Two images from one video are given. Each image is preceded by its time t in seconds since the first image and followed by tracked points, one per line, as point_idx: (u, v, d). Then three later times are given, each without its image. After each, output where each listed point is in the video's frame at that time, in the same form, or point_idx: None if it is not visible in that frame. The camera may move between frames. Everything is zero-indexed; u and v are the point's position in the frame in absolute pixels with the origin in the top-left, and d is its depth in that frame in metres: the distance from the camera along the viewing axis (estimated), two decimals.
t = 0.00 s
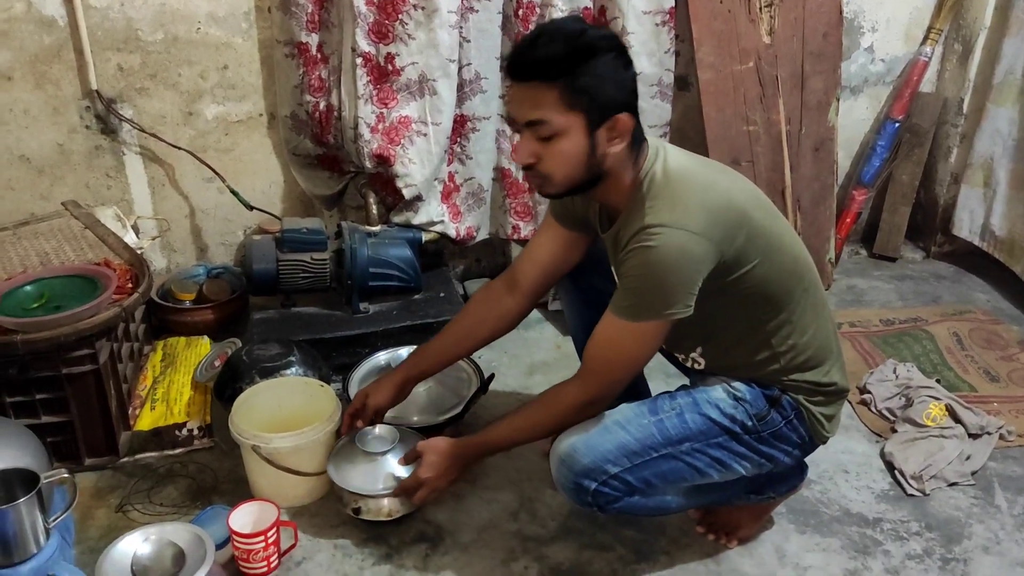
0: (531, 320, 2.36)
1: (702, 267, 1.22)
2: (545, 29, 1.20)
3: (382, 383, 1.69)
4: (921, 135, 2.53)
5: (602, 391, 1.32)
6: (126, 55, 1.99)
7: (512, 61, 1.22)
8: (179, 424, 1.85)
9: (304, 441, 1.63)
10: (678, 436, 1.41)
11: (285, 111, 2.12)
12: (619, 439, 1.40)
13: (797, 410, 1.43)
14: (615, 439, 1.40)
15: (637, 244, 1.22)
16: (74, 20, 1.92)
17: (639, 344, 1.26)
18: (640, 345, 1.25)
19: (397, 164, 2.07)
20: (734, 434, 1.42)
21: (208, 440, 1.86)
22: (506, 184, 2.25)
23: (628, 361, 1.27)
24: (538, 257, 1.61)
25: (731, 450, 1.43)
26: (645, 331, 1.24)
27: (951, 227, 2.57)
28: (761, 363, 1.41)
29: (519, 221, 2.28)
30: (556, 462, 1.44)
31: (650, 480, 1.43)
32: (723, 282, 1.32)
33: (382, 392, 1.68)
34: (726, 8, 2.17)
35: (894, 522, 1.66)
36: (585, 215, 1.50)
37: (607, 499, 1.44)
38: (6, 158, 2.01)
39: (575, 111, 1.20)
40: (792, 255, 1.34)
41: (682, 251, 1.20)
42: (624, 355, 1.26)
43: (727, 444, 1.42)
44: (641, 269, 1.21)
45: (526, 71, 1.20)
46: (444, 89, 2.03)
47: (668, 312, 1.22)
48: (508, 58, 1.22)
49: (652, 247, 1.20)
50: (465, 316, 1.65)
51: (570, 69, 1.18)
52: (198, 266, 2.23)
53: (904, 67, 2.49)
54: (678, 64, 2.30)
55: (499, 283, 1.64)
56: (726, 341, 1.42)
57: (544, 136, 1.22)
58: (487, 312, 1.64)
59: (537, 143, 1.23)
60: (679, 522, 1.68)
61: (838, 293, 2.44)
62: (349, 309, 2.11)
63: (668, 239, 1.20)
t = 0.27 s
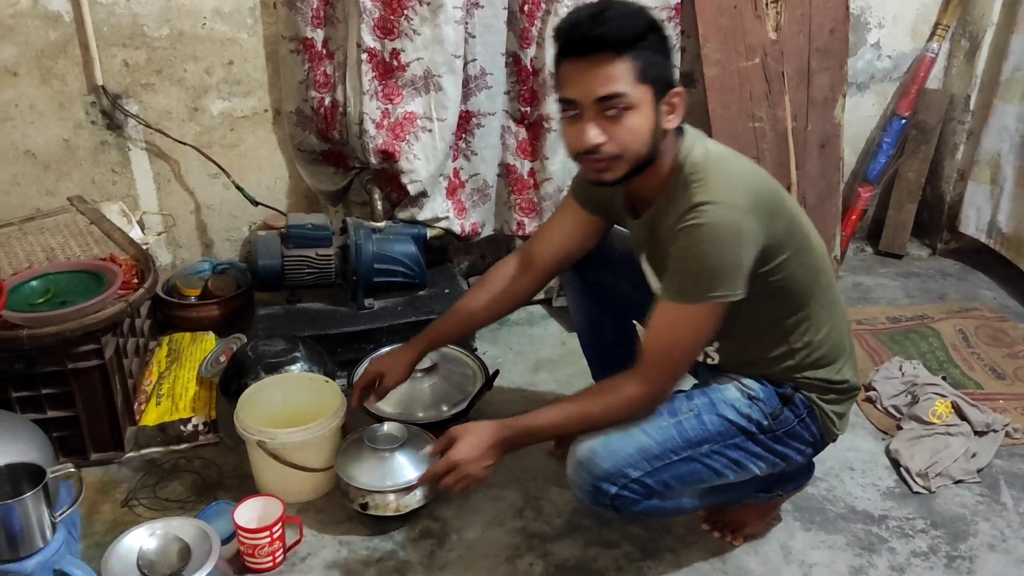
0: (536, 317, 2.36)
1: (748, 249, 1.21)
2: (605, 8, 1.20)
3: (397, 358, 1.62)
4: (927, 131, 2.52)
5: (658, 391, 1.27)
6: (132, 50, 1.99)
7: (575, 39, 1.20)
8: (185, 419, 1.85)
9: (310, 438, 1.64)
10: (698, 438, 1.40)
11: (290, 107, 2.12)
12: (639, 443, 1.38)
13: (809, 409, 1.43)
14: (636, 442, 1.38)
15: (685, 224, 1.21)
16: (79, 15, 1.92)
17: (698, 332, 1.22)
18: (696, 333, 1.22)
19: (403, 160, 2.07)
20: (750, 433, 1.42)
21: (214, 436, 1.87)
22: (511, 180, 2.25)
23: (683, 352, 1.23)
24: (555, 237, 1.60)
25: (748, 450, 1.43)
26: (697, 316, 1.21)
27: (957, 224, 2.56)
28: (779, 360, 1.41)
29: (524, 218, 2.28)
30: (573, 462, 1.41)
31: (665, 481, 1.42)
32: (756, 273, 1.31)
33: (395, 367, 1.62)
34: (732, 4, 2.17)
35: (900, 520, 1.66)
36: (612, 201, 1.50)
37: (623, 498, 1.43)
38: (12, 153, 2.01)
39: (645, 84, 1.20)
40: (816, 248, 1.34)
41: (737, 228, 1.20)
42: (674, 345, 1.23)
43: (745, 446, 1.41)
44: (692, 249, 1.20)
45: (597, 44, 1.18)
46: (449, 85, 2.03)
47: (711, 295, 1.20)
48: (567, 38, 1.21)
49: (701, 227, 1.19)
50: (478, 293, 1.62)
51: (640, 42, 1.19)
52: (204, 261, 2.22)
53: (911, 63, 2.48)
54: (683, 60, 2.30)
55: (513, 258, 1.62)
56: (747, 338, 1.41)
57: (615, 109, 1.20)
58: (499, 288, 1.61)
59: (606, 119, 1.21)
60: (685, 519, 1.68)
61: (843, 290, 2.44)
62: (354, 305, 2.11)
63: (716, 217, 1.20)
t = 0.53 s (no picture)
0: (539, 315, 2.35)
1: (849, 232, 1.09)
2: None
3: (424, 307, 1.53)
4: (934, 129, 2.51)
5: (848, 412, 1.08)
6: (134, 47, 1.98)
7: (669, 27, 1.03)
8: (186, 418, 1.86)
9: (312, 438, 1.63)
10: (712, 438, 1.36)
11: (293, 104, 2.11)
12: (655, 447, 1.36)
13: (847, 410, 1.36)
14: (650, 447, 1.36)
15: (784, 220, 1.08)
16: (81, 12, 1.92)
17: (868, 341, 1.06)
18: (855, 341, 1.05)
19: (405, 158, 2.06)
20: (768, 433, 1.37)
21: (215, 435, 1.86)
22: (514, 178, 2.25)
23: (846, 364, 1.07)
24: (577, 191, 1.51)
25: (765, 452, 1.38)
26: (847, 315, 1.04)
27: (964, 223, 2.54)
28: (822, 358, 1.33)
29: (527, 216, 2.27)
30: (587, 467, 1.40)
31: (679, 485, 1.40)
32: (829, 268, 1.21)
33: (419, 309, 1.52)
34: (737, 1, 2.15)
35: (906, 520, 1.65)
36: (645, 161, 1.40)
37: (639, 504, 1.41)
38: (14, 151, 2.00)
39: (745, 78, 1.05)
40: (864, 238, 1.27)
41: (818, 220, 1.06)
42: (840, 358, 1.07)
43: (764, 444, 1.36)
44: (797, 251, 1.07)
45: (702, 38, 1.02)
46: (453, 82, 2.02)
47: (825, 294, 1.05)
48: (664, 30, 1.04)
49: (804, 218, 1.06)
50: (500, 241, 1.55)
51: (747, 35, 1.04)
52: (205, 259, 2.21)
53: (918, 60, 2.47)
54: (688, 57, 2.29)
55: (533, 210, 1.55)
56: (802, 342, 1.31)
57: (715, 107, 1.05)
58: (514, 244, 1.55)
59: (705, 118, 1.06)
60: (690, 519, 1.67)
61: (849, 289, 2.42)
62: (356, 304, 2.10)
63: (795, 208, 1.08)
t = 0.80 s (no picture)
0: (539, 317, 2.36)
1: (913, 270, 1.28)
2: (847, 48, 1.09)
3: (491, 325, 1.44)
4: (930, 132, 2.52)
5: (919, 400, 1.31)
6: (136, 52, 2.00)
7: (805, 72, 1.09)
8: (189, 420, 1.87)
9: (314, 439, 1.64)
10: (783, 425, 1.40)
11: (294, 108, 2.12)
12: (734, 435, 1.37)
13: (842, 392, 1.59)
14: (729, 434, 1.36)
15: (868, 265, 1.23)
16: (84, 17, 1.93)
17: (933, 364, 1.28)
18: (923, 363, 1.27)
19: (405, 161, 2.07)
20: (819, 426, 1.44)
21: (217, 436, 1.87)
22: (514, 180, 2.26)
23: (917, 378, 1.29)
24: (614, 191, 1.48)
25: (819, 439, 1.44)
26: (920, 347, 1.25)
27: (961, 224, 2.56)
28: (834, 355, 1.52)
29: (526, 218, 2.28)
30: (666, 459, 1.38)
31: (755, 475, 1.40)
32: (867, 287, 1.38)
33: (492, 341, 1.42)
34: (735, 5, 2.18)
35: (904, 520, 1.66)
36: (691, 168, 1.40)
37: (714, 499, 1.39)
38: (17, 155, 2.01)
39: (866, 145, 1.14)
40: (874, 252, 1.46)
41: (903, 262, 1.22)
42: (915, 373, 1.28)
43: (821, 433, 1.43)
44: (872, 293, 1.25)
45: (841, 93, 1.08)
46: (452, 85, 2.03)
47: (904, 328, 1.24)
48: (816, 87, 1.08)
49: (891, 266, 1.22)
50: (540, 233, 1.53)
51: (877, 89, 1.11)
52: (207, 262, 2.23)
53: (914, 64, 2.49)
54: (686, 61, 2.31)
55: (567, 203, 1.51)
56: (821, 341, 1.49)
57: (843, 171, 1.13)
58: (550, 238, 1.52)
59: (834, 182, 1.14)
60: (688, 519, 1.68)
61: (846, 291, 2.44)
62: (357, 306, 2.12)
63: (881, 259, 1.22)
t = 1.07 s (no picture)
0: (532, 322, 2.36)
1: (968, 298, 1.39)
2: None
3: (536, 338, 1.39)
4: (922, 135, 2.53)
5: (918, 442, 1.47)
6: (129, 57, 2.00)
7: (989, 162, 1.13)
8: (181, 426, 1.86)
9: (308, 443, 1.65)
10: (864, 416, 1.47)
11: (286, 112, 2.12)
12: (834, 423, 1.43)
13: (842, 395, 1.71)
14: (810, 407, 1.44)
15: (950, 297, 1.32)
16: (76, 21, 1.92)
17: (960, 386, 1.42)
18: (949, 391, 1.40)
19: (398, 166, 2.07)
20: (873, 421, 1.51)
21: (210, 442, 1.87)
22: (507, 185, 2.25)
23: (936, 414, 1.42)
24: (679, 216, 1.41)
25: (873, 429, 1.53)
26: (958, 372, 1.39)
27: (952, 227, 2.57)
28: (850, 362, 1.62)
29: (520, 223, 2.29)
30: (797, 410, 1.45)
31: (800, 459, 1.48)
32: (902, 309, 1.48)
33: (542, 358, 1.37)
34: (727, 9, 2.18)
35: (897, 523, 1.67)
36: (775, 191, 1.39)
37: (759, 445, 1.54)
38: (9, 160, 2.00)
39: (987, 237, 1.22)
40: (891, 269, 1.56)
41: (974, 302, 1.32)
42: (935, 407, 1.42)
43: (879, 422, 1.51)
44: (937, 328, 1.35)
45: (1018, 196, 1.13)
46: (445, 90, 2.04)
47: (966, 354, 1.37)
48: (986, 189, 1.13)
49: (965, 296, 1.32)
50: (593, 249, 1.42)
51: None
52: (200, 267, 2.22)
53: (906, 66, 2.47)
54: (679, 64, 2.31)
55: (627, 219, 1.42)
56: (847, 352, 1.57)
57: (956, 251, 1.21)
58: (603, 260, 1.42)
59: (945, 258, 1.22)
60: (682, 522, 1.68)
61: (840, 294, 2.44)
62: (350, 311, 2.12)
63: (960, 292, 1.32)
